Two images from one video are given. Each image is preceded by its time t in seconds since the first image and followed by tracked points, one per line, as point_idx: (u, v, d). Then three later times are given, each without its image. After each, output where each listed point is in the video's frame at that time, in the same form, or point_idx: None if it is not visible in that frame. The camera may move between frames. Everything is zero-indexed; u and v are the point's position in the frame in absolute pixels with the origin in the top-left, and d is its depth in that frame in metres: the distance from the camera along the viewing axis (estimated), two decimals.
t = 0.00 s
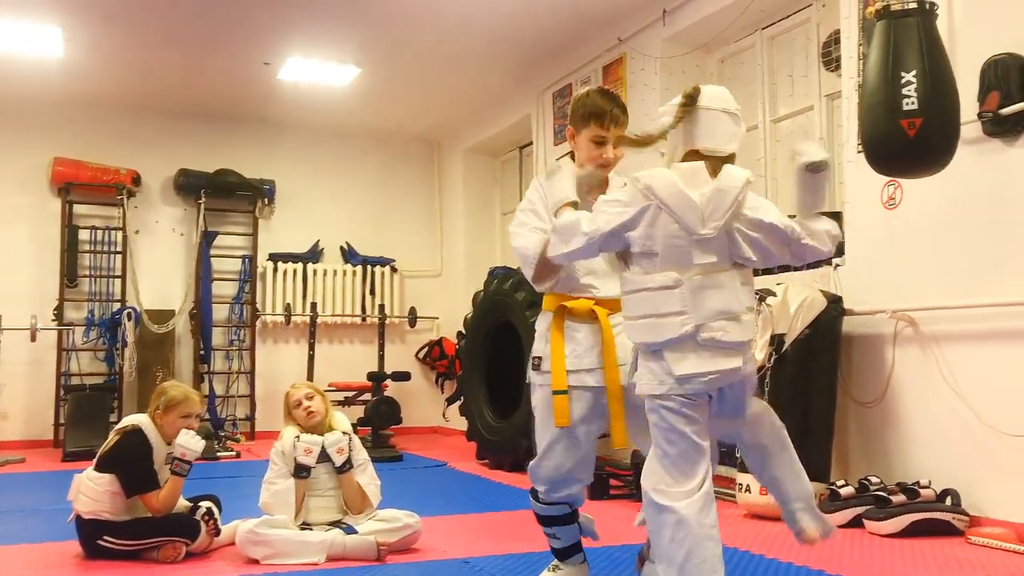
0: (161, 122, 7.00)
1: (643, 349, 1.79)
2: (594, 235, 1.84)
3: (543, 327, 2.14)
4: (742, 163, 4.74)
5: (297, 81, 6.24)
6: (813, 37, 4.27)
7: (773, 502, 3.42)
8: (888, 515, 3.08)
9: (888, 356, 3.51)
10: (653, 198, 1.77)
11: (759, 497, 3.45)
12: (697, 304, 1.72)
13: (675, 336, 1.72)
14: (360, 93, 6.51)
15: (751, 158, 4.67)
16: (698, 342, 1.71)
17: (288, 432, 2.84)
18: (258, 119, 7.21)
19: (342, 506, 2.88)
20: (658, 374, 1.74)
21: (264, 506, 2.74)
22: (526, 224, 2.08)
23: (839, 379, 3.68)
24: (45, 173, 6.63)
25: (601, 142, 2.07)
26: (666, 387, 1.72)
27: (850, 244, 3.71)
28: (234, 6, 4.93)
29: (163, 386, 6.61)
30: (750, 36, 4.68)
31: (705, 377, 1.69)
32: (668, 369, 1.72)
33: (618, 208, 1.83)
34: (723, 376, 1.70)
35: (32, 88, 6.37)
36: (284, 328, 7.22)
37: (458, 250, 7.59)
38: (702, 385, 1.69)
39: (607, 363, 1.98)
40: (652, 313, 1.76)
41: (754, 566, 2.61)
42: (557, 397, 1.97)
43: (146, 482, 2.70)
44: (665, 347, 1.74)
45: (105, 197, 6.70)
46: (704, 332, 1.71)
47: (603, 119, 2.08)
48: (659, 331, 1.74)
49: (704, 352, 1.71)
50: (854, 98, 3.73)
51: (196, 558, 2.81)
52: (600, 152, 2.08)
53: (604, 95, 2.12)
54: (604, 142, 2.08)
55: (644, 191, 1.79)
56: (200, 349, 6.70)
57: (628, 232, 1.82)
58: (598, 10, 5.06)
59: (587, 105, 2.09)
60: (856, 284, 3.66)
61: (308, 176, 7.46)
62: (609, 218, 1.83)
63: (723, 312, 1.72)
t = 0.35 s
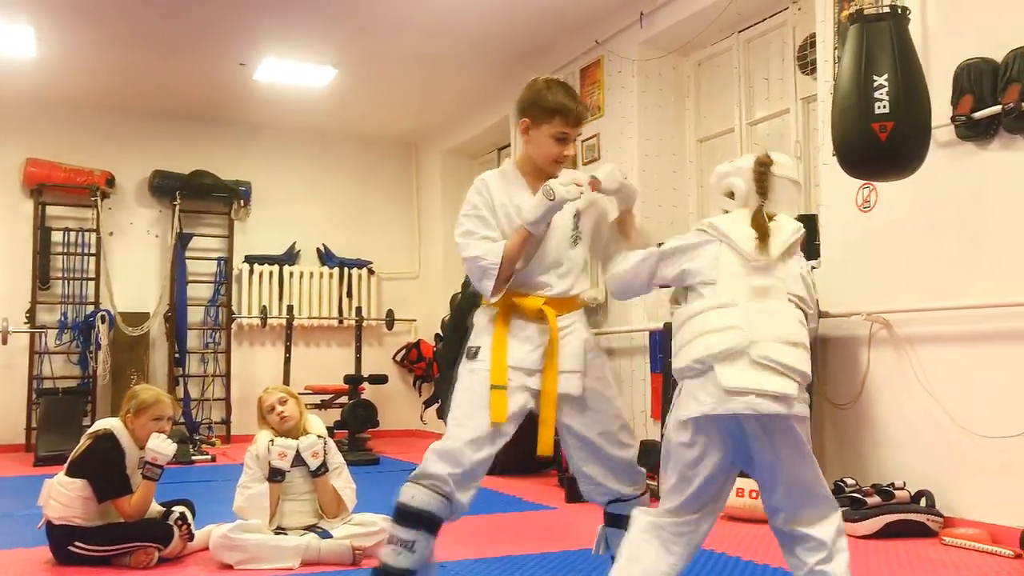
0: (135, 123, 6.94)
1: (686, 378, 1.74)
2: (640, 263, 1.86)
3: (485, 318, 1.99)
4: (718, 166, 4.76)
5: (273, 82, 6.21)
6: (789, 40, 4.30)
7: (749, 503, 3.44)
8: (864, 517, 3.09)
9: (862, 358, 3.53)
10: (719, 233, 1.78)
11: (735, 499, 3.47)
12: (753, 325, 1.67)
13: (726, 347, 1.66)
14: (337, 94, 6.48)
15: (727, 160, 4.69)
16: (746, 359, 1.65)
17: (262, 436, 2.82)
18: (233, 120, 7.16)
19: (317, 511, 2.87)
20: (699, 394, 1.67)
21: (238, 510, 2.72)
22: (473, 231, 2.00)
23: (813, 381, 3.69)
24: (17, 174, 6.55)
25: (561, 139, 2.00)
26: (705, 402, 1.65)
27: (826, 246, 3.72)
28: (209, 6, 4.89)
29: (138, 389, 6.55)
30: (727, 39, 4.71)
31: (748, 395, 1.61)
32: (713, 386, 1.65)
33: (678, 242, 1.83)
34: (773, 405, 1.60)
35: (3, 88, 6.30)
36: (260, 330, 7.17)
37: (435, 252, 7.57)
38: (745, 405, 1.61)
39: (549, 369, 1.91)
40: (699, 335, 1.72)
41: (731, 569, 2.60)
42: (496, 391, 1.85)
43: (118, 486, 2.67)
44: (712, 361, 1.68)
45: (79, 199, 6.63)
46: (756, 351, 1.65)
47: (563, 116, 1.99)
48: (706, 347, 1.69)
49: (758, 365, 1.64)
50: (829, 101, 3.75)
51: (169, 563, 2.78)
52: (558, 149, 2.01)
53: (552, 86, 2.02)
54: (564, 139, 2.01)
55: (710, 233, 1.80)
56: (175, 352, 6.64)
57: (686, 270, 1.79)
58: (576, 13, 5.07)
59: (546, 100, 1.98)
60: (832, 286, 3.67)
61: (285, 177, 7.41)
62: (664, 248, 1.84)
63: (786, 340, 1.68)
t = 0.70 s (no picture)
0: (127, 127, 6.93)
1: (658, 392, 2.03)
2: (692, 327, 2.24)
3: (422, 320, 1.94)
4: (711, 170, 4.77)
5: (266, 87, 6.21)
6: (781, 44, 4.31)
7: (743, 507, 3.43)
8: (857, 519, 3.09)
9: (855, 361, 3.54)
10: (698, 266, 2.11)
11: (730, 503, 3.46)
12: (687, 319, 1.97)
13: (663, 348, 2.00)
14: (330, 99, 6.48)
15: (720, 164, 4.69)
16: (677, 350, 1.93)
17: (256, 441, 2.82)
18: (225, 124, 7.15)
19: (311, 516, 2.86)
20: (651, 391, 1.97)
21: (232, 517, 2.71)
22: (425, 208, 1.87)
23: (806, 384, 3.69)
24: (8, 179, 6.53)
25: (501, 132, 2.07)
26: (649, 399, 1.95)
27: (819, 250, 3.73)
28: (201, 10, 4.88)
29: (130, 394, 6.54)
30: (719, 43, 4.72)
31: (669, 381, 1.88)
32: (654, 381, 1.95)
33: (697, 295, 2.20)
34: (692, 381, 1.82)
35: None
36: (253, 335, 7.16)
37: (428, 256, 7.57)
38: (669, 387, 1.87)
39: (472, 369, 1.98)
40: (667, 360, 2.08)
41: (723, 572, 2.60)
42: (441, 396, 1.87)
43: (112, 492, 2.66)
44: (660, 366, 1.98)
45: (70, 204, 6.62)
46: (685, 341, 1.92)
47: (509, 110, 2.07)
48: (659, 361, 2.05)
49: (684, 351, 1.90)
50: (822, 106, 3.75)
51: (162, 569, 2.78)
52: (498, 141, 2.07)
53: (491, 75, 2.08)
54: (504, 132, 2.07)
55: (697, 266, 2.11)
56: (168, 357, 6.63)
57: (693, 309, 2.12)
58: (569, 18, 5.08)
59: (498, 92, 2.04)
60: (824, 290, 3.68)
61: (277, 182, 7.41)
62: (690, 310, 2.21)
63: (713, 322, 1.89)
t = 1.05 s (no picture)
0: (141, 133, 6.97)
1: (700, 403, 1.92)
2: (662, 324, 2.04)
3: (427, 311, 1.88)
4: (723, 174, 4.77)
5: (278, 92, 6.24)
6: (793, 49, 4.31)
7: (756, 512, 3.44)
8: (869, 525, 3.08)
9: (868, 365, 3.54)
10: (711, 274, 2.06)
11: (742, 508, 3.46)
12: (750, 341, 1.90)
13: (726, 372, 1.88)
14: (343, 104, 6.51)
15: (732, 169, 4.70)
16: (752, 374, 1.86)
17: (270, 444, 2.82)
18: (238, 129, 7.18)
19: (325, 519, 2.87)
20: (714, 410, 1.84)
21: (245, 519, 2.71)
22: (426, 195, 1.83)
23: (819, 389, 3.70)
24: (23, 184, 6.58)
25: (511, 124, 2.05)
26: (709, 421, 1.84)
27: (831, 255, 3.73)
28: (214, 16, 4.91)
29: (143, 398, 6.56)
30: (731, 48, 4.72)
31: (757, 407, 1.79)
32: (722, 401, 1.84)
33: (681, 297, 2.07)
34: (784, 412, 1.78)
35: (9, 99, 6.33)
36: (265, 339, 7.19)
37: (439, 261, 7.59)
38: (760, 415, 1.78)
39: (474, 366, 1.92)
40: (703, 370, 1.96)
41: None
42: (439, 390, 1.80)
43: (126, 495, 2.67)
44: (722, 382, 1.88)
45: (84, 209, 6.66)
46: (759, 362, 1.87)
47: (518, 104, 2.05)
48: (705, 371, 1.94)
49: (761, 373, 1.86)
50: (834, 110, 3.75)
51: (177, 572, 2.80)
52: (507, 133, 2.04)
53: (503, 69, 2.06)
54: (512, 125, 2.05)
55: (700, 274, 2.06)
56: (181, 361, 6.65)
57: (695, 315, 2.03)
58: (580, 23, 5.08)
59: (509, 85, 2.03)
60: (837, 295, 3.68)
61: (290, 186, 7.44)
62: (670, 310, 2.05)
63: (786, 349, 1.89)
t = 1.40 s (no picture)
0: (167, 136, 7.02)
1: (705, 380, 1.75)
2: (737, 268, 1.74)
3: (464, 319, 1.91)
4: (747, 178, 4.75)
5: (303, 95, 6.27)
6: (818, 53, 4.29)
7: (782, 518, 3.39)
8: (896, 532, 3.07)
9: (894, 370, 3.51)
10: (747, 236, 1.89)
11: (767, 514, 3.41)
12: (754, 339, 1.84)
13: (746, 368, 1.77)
14: (366, 107, 6.53)
15: (756, 173, 4.68)
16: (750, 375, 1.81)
17: (297, 444, 2.85)
18: (262, 132, 7.23)
19: (349, 520, 2.89)
20: (737, 400, 1.74)
21: (272, 520, 2.73)
22: (459, 198, 1.87)
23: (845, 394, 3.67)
24: (51, 186, 6.65)
25: (547, 131, 2.05)
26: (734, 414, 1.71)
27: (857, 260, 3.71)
28: (240, 19, 4.94)
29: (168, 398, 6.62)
30: (756, 52, 4.71)
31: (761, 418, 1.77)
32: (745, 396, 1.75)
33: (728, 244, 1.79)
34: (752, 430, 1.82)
35: (38, 102, 6.40)
36: (288, 340, 7.23)
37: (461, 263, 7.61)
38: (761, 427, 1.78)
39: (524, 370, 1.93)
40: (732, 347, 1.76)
41: None
42: (479, 398, 1.82)
43: (153, 495, 2.70)
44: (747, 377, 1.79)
45: (111, 211, 6.73)
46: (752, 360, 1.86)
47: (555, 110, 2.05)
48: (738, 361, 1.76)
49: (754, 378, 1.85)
50: (860, 114, 3.73)
51: (204, 571, 2.82)
52: (545, 141, 2.05)
53: (535, 79, 2.07)
54: (550, 130, 2.05)
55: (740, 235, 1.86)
56: (205, 362, 6.70)
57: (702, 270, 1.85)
58: (604, 27, 5.09)
59: (541, 92, 2.04)
60: (863, 299, 3.66)
61: (313, 189, 7.48)
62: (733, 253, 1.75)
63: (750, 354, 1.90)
